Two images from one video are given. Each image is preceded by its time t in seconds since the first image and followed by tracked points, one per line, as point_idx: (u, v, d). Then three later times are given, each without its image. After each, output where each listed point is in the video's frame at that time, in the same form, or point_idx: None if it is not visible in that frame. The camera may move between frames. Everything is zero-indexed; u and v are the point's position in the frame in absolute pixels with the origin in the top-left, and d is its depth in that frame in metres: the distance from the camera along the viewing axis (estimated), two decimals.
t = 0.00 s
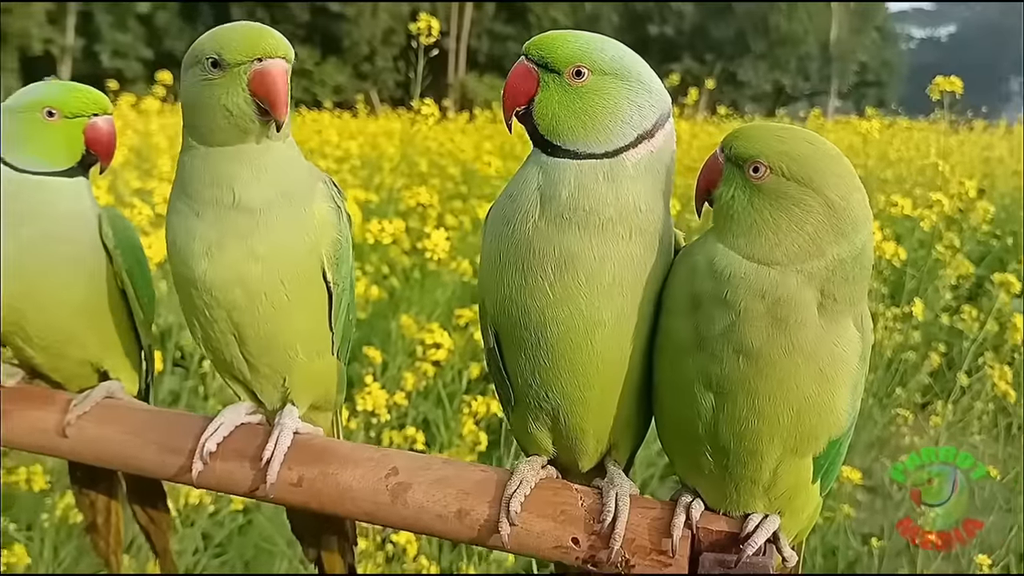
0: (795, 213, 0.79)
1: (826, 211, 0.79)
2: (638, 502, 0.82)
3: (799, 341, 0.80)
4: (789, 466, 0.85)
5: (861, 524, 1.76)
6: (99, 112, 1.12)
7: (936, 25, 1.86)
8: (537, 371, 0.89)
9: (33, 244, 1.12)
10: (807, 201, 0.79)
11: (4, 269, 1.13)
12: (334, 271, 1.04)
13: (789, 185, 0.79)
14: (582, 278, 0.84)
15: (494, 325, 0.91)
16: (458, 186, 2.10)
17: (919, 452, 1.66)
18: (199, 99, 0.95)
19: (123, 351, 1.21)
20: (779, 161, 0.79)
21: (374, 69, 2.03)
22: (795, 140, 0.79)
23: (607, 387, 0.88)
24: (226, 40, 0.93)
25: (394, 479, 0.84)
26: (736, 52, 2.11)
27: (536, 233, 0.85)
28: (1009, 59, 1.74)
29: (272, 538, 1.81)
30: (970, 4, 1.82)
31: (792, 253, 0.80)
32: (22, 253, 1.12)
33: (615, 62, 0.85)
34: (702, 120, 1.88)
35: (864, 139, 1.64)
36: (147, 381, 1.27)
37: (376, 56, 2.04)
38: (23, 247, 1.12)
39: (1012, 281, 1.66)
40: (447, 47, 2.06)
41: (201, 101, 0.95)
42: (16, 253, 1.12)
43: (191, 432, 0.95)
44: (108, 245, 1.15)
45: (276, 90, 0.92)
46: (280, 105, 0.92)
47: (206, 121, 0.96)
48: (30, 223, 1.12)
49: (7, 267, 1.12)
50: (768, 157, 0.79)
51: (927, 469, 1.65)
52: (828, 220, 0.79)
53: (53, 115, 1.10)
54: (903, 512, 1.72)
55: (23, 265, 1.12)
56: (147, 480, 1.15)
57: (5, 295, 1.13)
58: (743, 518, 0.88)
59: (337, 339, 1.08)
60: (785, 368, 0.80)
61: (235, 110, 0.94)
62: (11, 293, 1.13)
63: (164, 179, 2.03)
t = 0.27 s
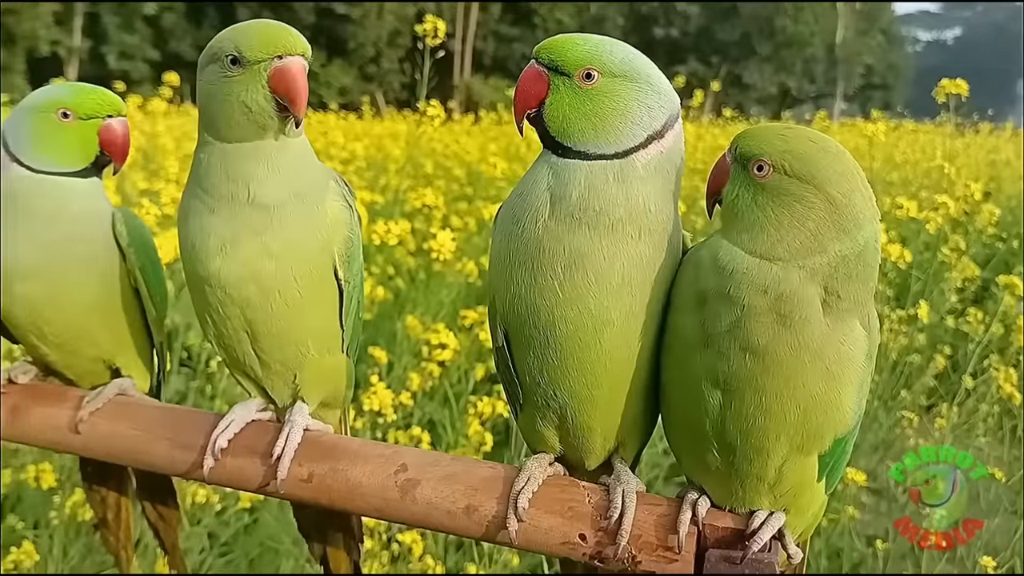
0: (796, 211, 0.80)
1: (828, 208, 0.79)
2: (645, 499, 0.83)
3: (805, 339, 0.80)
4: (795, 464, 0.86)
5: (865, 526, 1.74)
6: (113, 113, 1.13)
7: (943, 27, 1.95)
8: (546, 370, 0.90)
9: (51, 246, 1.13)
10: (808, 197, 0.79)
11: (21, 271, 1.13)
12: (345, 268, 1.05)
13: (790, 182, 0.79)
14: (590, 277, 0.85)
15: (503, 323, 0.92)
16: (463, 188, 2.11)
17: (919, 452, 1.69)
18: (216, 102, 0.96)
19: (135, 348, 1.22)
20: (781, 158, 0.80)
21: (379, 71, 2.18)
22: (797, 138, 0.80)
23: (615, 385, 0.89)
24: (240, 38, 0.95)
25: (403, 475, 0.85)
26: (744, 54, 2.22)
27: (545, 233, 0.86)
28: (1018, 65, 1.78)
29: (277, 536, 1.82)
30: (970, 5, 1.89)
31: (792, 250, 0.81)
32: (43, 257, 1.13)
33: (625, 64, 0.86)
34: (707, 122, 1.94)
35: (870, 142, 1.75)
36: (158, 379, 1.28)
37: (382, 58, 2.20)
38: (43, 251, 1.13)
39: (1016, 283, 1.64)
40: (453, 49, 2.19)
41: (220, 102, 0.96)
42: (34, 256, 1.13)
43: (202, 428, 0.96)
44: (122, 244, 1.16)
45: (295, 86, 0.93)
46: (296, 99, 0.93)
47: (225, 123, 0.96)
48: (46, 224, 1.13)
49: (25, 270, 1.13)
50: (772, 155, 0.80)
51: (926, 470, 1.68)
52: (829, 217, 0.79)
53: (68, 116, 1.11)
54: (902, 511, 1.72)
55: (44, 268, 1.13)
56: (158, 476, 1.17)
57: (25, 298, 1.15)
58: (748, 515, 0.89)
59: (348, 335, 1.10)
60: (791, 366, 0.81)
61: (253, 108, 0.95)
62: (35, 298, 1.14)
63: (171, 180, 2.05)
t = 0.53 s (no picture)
0: (792, 205, 0.81)
1: (823, 202, 0.80)
2: (646, 494, 0.83)
3: (805, 334, 0.81)
4: (796, 458, 0.87)
5: (869, 527, 1.75)
6: (119, 111, 1.14)
7: (948, 29, 1.96)
8: (547, 366, 0.90)
9: (60, 245, 1.14)
10: (803, 191, 0.80)
11: (29, 269, 1.14)
12: (349, 263, 1.06)
13: (786, 177, 0.80)
14: (591, 274, 0.86)
15: (505, 320, 0.93)
16: (468, 189, 2.18)
17: (919, 452, 1.70)
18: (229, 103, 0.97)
19: (141, 344, 1.23)
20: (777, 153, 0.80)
21: (383, 72, 2.11)
22: (792, 133, 0.81)
23: (616, 381, 0.90)
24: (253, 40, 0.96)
25: (406, 470, 0.85)
26: (747, 57, 2.18)
27: (546, 230, 0.86)
28: None
29: (281, 536, 1.83)
30: (974, 6, 1.90)
31: (789, 244, 0.81)
32: (52, 255, 1.14)
33: (626, 63, 0.86)
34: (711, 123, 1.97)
35: (874, 143, 1.77)
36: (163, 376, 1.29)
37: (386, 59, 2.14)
38: (51, 249, 1.13)
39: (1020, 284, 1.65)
40: (456, 50, 2.18)
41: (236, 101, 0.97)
42: (41, 254, 1.13)
43: (207, 424, 0.97)
44: (128, 241, 1.17)
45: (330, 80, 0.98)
46: (339, 89, 0.98)
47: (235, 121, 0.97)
48: (54, 222, 1.13)
49: (33, 268, 1.14)
50: (767, 151, 0.81)
51: (926, 470, 1.70)
52: (825, 210, 0.80)
53: (75, 114, 1.12)
54: (902, 511, 1.74)
55: (53, 267, 1.14)
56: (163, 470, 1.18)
57: (33, 296, 1.15)
58: (749, 509, 0.89)
59: (351, 329, 1.10)
60: (791, 361, 0.81)
61: (279, 105, 0.97)
62: (41, 294, 1.15)
63: (175, 180, 2.06)
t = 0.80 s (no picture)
0: (792, 200, 0.81)
1: (823, 196, 0.80)
2: (652, 490, 0.83)
3: (810, 329, 0.81)
4: (802, 455, 0.86)
5: (874, 527, 1.72)
6: (125, 110, 1.14)
7: (952, 30, 1.99)
8: (552, 363, 0.90)
9: (67, 241, 1.14)
10: (802, 186, 0.81)
11: (35, 266, 1.14)
12: (353, 257, 1.06)
13: (785, 172, 0.81)
14: (596, 270, 0.85)
15: (510, 317, 0.93)
16: (472, 190, 2.17)
17: (919, 452, 1.70)
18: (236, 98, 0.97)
19: (148, 341, 1.24)
20: (775, 149, 0.81)
21: (387, 75, 2.24)
22: (789, 127, 0.82)
23: (621, 378, 0.90)
24: (261, 36, 0.96)
25: (412, 466, 0.85)
26: (752, 58, 2.19)
27: (551, 226, 0.86)
28: None
29: (285, 536, 1.83)
30: (979, 7, 1.92)
31: (790, 239, 0.82)
32: (59, 252, 1.14)
33: (631, 59, 0.86)
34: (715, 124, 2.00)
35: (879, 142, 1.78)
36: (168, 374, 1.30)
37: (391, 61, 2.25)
38: (58, 246, 1.13)
39: None
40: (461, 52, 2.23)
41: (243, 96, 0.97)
42: (48, 250, 1.13)
43: (214, 420, 0.97)
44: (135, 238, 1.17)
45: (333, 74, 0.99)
46: (345, 83, 0.99)
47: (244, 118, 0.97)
48: (61, 219, 1.14)
49: (40, 265, 1.14)
50: (766, 147, 0.82)
51: (926, 470, 1.70)
52: (824, 204, 0.81)
53: (81, 113, 1.12)
54: (901, 511, 1.72)
55: (59, 263, 1.14)
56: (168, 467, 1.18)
57: (39, 293, 1.15)
58: (755, 506, 0.89)
59: (355, 325, 1.11)
60: (797, 356, 0.81)
61: (287, 99, 0.97)
62: (47, 291, 1.15)
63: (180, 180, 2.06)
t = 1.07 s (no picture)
0: (800, 200, 0.81)
1: (830, 195, 0.80)
2: (659, 491, 0.83)
3: (820, 329, 0.81)
4: (812, 455, 0.86)
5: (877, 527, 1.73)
6: (131, 111, 1.14)
7: (956, 30, 1.97)
8: (560, 363, 0.90)
9: (75, 243, 1.13)
10: (810, 186, 0.81)
11: (42, 267, 1.13)
12: (358, 257, 1.06)
13: (792, 173, 0.81)
14: (605, 270, 0.85)
15: (517, 317, 0.93)
16: (474, 191, 2.18)
17: (919, 452, 1.69)
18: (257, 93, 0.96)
19: (155, 341, 1.24)
20: (782, 149, 0.81)
21: (390, 75, 2.15)
22: (795, 128, 0.82)
23: (630, 379, 0.89)
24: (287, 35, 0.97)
25: (420, 466, 0.85)
26: (755, 58, 2.20)
27: (560, 227, 0.86)
28: None
29: (290, 536, 1.83)
30: (983, 7, 1.91)
31: (798, 240, 0.82)
32: (66, 253, 1.13)
33: (639, 59, 0.87)
34: (719, 125, 2.01)
35: (883, 143, 1.80)
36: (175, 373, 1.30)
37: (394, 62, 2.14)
38: (65, 247, 1.13)
39: None
40: (464, 52, 2.18)
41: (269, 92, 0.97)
42: (56, 252, 1.13)
43: (221, 420, 0.97)
44: (142, 238, 1.18)
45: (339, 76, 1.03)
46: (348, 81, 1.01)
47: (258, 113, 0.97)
48: (68, 220, 1.13)
49: (47, 266, 1.13)
50: (773, 148, 0.82)
51: (926, 469, 1.69)
52: (832, 204, 0.81)
53: (87, 114, 1.12)
54: (901, 511, 1.73)
55: (67, 264, 1.14)
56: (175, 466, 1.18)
57: (46, 294, 1.15)
58: (764, 507, 0.89)
59: (361, 323, 1.11)
60: (807, 357, 0.81)
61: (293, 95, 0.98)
62: (54, 292, 1.14)
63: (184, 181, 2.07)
